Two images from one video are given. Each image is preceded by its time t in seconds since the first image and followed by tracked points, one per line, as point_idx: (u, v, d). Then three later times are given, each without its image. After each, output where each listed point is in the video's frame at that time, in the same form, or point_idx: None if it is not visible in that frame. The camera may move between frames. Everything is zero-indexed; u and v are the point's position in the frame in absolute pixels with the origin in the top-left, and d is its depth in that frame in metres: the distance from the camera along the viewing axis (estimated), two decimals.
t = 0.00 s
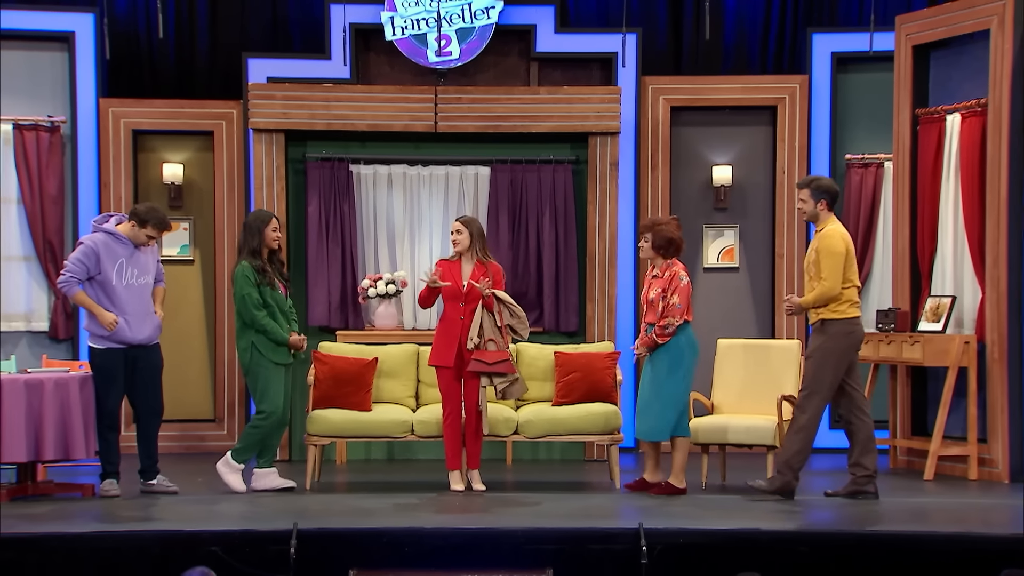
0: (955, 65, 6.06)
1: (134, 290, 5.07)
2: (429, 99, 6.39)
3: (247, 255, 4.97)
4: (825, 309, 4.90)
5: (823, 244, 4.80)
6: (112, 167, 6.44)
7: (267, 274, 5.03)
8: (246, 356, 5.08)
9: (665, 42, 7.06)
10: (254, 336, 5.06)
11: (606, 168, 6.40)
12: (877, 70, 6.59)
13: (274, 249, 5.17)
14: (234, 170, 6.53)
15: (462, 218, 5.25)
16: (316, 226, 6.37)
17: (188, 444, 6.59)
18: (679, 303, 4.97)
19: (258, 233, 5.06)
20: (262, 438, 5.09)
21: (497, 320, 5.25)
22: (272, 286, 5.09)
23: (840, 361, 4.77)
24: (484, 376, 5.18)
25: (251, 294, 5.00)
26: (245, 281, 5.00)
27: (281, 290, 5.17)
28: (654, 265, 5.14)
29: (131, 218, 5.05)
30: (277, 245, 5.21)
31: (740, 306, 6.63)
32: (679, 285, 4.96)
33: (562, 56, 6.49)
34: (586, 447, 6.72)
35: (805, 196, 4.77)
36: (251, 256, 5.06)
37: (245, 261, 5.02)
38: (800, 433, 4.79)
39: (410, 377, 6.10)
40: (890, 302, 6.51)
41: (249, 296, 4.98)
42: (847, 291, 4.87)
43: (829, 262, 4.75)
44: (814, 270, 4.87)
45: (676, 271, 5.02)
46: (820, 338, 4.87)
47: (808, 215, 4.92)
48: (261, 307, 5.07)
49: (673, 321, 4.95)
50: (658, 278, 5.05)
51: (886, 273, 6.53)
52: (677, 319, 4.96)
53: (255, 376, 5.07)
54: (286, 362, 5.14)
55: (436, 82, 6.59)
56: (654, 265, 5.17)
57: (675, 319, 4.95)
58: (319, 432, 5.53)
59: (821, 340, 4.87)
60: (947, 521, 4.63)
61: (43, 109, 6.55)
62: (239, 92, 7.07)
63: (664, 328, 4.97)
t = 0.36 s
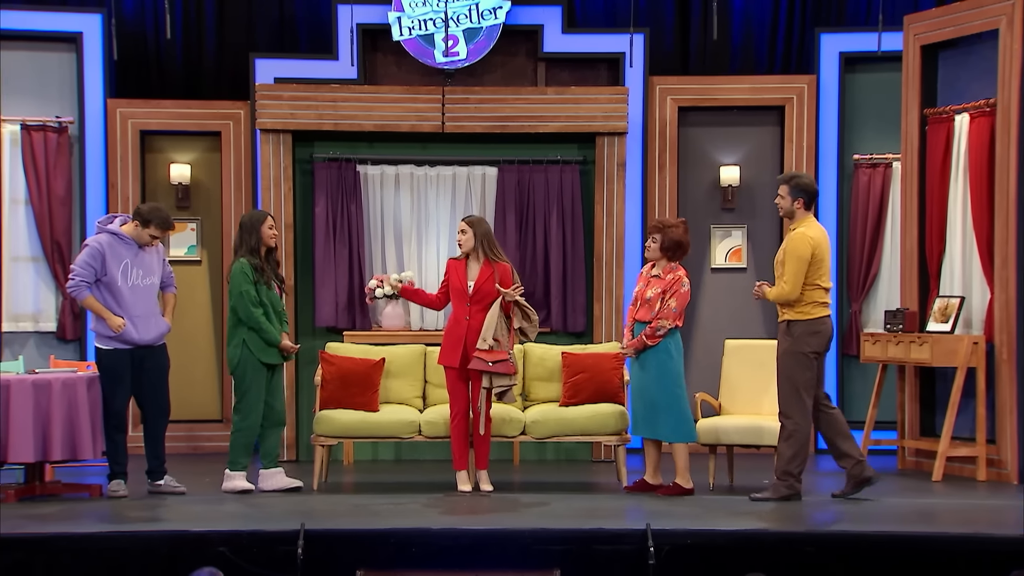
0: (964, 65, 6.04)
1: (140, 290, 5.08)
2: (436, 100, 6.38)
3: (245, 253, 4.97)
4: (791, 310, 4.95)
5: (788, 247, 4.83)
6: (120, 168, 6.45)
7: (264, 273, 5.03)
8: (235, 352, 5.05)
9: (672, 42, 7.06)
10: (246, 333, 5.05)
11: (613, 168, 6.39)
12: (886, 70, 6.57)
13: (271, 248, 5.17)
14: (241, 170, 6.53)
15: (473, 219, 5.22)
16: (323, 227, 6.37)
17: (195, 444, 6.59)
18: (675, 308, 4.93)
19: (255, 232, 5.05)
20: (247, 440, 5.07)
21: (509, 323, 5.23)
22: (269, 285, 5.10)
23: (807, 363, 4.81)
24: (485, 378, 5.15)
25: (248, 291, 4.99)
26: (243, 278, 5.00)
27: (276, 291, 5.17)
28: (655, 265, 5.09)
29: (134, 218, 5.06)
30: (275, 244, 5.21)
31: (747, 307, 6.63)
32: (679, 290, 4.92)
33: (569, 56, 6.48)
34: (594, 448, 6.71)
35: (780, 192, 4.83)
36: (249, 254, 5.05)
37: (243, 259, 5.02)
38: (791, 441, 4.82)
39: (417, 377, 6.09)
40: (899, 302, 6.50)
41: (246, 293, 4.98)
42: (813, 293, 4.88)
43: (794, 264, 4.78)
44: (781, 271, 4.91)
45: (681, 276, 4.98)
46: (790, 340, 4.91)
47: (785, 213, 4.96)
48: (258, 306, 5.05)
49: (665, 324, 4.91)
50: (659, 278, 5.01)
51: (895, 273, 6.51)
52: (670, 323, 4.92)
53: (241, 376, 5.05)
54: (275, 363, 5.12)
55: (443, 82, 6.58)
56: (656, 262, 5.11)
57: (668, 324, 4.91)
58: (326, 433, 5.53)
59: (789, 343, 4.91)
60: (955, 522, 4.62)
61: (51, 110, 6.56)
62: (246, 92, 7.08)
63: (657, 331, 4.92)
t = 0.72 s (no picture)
0: (977, 64, 5.99)
1: (144, 290, 5.03)
2: (445, 99, 6.35)
3: (236, 255, 4.93)
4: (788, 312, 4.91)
5: (786, 247, 4.78)
6: (128, 167, 6.42)
7: (254, 276, 4.98)
8: (219, 353, 5.03)
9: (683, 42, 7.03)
10: (231, 335, 5.01)
11: (623, 168, 6.35)
12: (898, 69, 6.53)
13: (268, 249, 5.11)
14: (250, 170, 6.51)
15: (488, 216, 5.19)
16: (332, 227, 6.34)
17: (202, 446, 6.55)
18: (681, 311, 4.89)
19: (251, 233, 5.01)
20: (243, 440, 5.06)
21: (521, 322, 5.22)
22: (259, 289, 5.05)
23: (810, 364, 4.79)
24: (508, 378, 5.17)
25: (235, 295, 4.96)
26: (232, 281, 4.97)
27: (267, 295, 5.12)
28: (658, 266, 5.05)
29: (135, 214, 4.99)
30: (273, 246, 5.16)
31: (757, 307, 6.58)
32: (686, 293, 4.89)
33: (579, 55, 6.44)
34: (603, 450, 6.67)
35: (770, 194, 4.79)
36: (243, 256, 5.01)
37: (235, 261, 4.98)
38: (805, 445, 4.81)
39: (426, 378, 6.06)
40: (911, 303, 6.46)
41: (231, 295, 4.96)
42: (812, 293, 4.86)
43: (795, 265, 4.74)
44: (779, 272, 4.85)
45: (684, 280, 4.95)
46: (789, 343, 4.87)
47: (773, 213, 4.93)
48: (244, 309, 5.01)
49: (672, 327, 4.86)
50: (664, 281, 4.95)
51: (907, 273, 6.46)
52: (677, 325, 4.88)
53: (226, 378, 5.04)
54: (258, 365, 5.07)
55: (452, 82, 6.54)
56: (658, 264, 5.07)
57: (676, 326, 4.87)
58: (335, 434, 5.50)
59: (791, 346, 4.87)
60: (969, 525, 4.57)
61: (59, 110, 6.54)
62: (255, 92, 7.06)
63: (663, 334, 4.86)
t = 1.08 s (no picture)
0: (992, 61, 5.90)
1: (145, 289, 4.95)
2: (453, 98, 6.27)
3: (233, 255, 4.86)
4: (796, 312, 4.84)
5: (804, 246, 4.75)
6: (132, 167, 6.36)
7: (252, 275, 4.90)
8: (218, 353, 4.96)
9: (693, 39, 6.95)
10: (229, 336, 4.94)
11: (633, 167, 6.27)
12: (912, 66, 6.44)
13: (270, 249, 5.04)
14: (255, 169, 6.44)
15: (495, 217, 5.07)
16: (338, 226, 6.27)
17: (208, 448, 6.48)
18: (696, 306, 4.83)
19: (252, 232, 4.93)
20: (246, 442, 4.98)
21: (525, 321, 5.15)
22: (256, 289, 4.96)
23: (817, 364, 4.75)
24: (520, 379, 5.09)
25: (232, 296, 4.90)
26: (229, 281, 4.92)
27: (267, 295, 5.05)
28: (663, 267, 4.97)
29: (133, 212, 4.91)
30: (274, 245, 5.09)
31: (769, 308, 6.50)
32: (698, 289, 4.83)
33: (588, 53, 6.36)
34: (613, 452, 6.59)
35: (777, 189, 4.77)
36: (241, 256, 4.94)
37: (232, 261, 4.92)
38: (817, 445, 4.74)
39: (433, 380, 5.98)
40: (926, 303, 6.37)
41: (227, 296, 4.89)
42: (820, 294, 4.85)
43: (815, 264, 4.71)
44: (795, 271, 4.81)
45: (692, 275, 4.89)
46: (798, 344, 4.81)
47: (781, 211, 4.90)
48: (241, 309, 4.94)
49: (691, 325, 4.80)
50: (673, 280, 4.88)
51: (921, 274, 6.38)
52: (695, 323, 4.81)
53: (226, 380, 4.97)
54: (258, 367, 4.98)
55: (460, 80, 6.47)
56: (663, 265, 4.99)
57: (694, 323, 4.80)
58: (341, 437, 5.42)
59: (800, 346, 4.81)
60: (985, 529, 4.48)
61: (64, 109, 6.48)
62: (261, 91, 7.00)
63: (683, 333, 4.80)
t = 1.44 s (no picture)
0: (1007, 59, 5.80)
1: (148, 289, 4.88)
2: (460, 96, 6.20)
3: (244, 255, 4.79)
4: (799, 312, 4.75)
5: (813, 244, 4.67)
6: (136, 166, 6.30)
7: (264, 275, 4.84)
8: (237, 357, 4.88)
9: (704, 37, 6.88)
10: (247, 338, 4.87)
11: (642, 166, 6.20)
12: (925, 64, 6.36)
13: (280, 249, 4.97)
14: (260, 168, 6.37)
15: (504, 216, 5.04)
16: (344, 226, 6.20)
17: (212, 450, 6.41)
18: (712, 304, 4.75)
19: (261, 232, 4.86)
20: (258, 445, 4.91)
21: (528, 322, 5.05)
22: (270, 289, 4.90)
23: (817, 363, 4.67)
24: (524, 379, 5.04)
25: (246, 296, 4.82)
26: (243, 282, 4.83)
27: (281, 294, 4.98)
28: (682, 267, 4.91)
29: (134, 211, 4.84)
30: (283, 245, 5.01)
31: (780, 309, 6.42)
32: (715, 286, 4.75)
33: (597, 51, 6.29)
34: (622, 455, 6.51)
35: (776, 191, 4.67)
36: (252, 256, 4.86)
37: (244, 262, 4.84)
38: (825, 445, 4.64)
39: (440, 382, 5.90)
40: (939, 305, 6.29)
41: (243, 297, 4.82)
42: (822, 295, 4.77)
43: (823, 262, 4.63)
44: (801, 269, 4.73)
45: (709, 273, 4.81)
46: (803, 345, 4.73)
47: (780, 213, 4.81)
48: (257, 309, 4.87)
49: (704, 321, 4.71)
50: (690, 278, 4.82)
51: (935, 275, 6.29)
52: (710, 320, 4.72)
53: (245, 382, 4.90)
54: (280, 366, 4.93)
55: (467, 78, 6.40)
56: (680, 265, 4.93)
57: (708, 320, 4.72)
58: (347, 439, 5.35)
59: (805, 347, 4.73)
60: (1001, 534, 4.38)
61: (67, 108, 6.42)
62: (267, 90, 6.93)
63: (696, 331, 4.72)
